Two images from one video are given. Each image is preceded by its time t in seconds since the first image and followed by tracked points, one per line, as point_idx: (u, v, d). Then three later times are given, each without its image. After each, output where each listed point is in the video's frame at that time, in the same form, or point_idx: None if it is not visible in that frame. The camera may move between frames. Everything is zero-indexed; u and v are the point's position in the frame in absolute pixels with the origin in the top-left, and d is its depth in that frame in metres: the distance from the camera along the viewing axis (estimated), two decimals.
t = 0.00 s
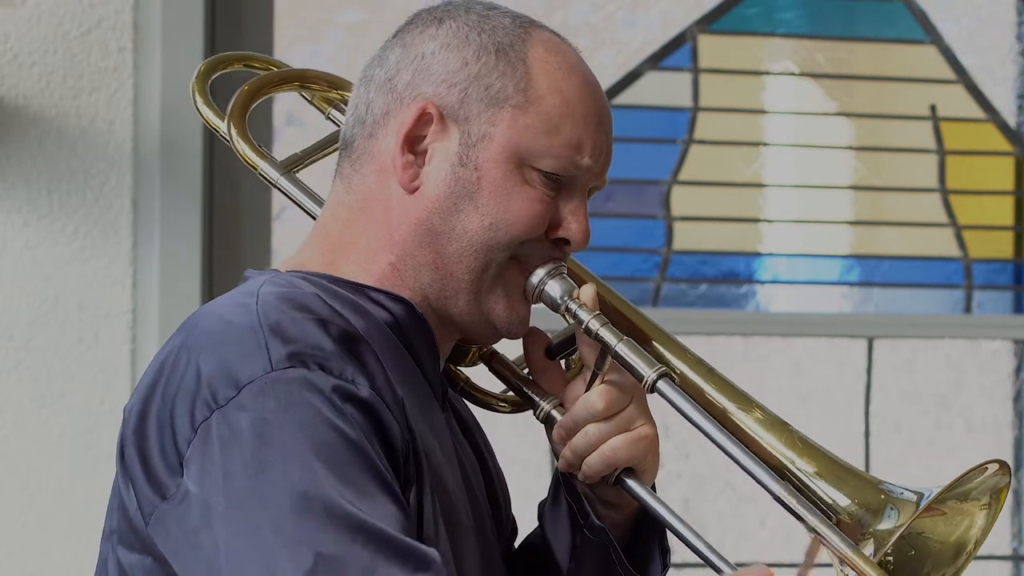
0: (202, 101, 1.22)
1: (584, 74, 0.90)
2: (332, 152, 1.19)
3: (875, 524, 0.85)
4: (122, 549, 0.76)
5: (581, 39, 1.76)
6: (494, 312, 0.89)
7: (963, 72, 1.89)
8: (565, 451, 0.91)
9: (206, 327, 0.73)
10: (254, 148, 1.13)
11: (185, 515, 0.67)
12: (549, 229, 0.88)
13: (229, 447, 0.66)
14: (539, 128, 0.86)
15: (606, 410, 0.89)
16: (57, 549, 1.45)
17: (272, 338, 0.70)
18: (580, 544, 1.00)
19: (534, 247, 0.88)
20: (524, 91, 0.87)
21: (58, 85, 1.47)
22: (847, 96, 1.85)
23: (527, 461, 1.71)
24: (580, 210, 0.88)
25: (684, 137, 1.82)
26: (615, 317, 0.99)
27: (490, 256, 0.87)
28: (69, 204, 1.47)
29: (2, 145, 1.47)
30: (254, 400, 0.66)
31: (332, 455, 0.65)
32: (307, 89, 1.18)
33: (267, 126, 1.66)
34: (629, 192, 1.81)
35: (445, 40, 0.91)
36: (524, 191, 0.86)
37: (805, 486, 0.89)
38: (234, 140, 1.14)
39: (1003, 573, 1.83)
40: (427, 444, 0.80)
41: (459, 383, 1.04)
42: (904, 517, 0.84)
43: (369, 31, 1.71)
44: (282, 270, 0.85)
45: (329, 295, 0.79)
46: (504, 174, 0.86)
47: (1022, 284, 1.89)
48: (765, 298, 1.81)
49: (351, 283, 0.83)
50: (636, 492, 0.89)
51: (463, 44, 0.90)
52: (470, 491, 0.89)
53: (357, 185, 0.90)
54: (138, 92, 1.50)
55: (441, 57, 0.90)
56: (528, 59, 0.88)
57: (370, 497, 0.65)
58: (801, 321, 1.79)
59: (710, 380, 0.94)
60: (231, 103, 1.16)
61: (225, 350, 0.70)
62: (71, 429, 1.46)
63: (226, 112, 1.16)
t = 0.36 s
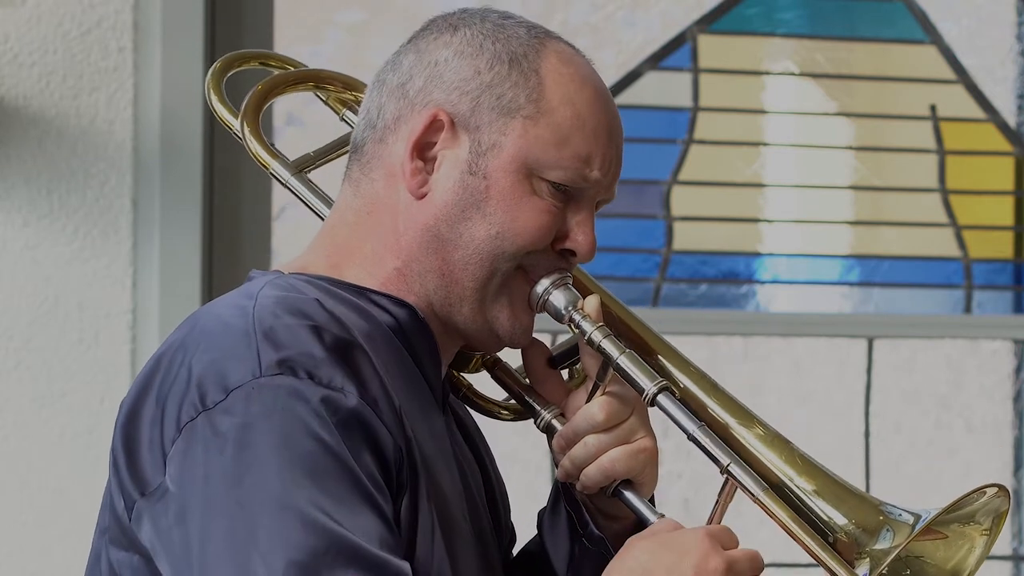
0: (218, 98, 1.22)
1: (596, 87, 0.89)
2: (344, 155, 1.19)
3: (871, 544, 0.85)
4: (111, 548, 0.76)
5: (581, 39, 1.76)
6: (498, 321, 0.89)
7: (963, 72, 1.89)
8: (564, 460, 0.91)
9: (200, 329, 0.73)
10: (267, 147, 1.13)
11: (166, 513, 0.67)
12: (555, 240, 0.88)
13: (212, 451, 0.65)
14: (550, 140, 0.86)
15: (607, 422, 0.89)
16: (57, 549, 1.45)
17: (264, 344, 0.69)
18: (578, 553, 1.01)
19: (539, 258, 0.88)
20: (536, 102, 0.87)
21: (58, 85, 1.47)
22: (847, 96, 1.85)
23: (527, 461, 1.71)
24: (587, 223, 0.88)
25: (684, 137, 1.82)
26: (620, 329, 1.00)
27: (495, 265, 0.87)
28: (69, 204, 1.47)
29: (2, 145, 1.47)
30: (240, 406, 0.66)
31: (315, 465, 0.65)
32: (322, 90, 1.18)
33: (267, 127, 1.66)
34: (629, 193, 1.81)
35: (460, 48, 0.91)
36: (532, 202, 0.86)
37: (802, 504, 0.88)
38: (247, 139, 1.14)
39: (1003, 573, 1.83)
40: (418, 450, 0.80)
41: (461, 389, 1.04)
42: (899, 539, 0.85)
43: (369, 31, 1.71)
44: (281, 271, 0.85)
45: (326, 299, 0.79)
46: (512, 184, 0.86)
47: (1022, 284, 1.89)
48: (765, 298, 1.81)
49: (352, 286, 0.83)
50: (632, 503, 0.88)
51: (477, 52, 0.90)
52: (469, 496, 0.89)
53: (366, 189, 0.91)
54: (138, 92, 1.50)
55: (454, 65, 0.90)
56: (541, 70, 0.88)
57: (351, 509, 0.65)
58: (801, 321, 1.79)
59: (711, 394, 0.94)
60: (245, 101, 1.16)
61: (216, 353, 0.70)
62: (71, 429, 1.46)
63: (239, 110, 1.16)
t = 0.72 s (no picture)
0: (210, 98, 1.22)
1: (592, 88, 0.89)
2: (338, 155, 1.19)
3: (865, 543, 0.86)
4: (110, 546, 0.76)
5: (581, 39, 1.76)
6: (493, 320, 0.89)
7: (963, 72, 1.89)
8: (557, 459, 0.90)
9: (198, 327, 0.73)
10: (261, 148, 1.13)
11: (168, 513, 0.67)
12: (550, 240, 0.88)
13: (213, 449, 0.65)
14: (545, 139, 0.86)
15: (600, 421, 0.89)
16: (57, 549, 1.45)
17: (263, 342, 0.69)
18: (571, 553, 0.99)
19: (534, 258, 0.88)
20: (532, 102, 0.87)
21: (58, 85, 1.47)
22: (847, 96, 1.85)
23: (527, 462, 1.71)
24: (582, 223, 0.88)
25: (684, 137, 1.82)
26: (615, 330, 1.00)
27: (490, 265, 0.87)
28: (69, 204, 1.47)
29: (1, 145, 1.47)
30: (240, 404, 0.66)
31: (317, 461, 0.65)
32: (315, 90, 1.18)
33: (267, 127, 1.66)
34: (629, 192, 1.81)
35: (456, 47, 0.91)
36: (528, 202, 0.86)
37: (796, 503, 0.90)
38: (240, 140, 1.13)
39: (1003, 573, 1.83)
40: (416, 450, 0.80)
41: (454, 389, 1.04)
42: (892, 539, 0.86)
43: (369, 31, 1.71)
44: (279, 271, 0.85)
45: (322, 298, 0.79)
46: (508, 184, 0.86)
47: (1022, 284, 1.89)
48: (765, 298, 1.81)
49: (348, 286, 0.83)
50: (626, 503, 0.88)
51: (473, 52, 0.90)
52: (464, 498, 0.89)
53: (361, 188, 0.91)
54: (138, 92, 1.50)
55: (450, 64, 0.90)
56: (537, 70, 0.88)
57: (353, 505, 0.65)
58: (802, 321, 1.79)
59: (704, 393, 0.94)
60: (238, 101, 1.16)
61: (215, 351, 0.70)
62: (71, 429, 1.46)
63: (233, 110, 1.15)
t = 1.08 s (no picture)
0: (194, 100, 1.22)
1: (574, 79, 0.89)
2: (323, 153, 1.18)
3: (859, 530, 0.87)
4: (117, 551, 0.76)
5: (581, 39, 1.76)
6: (483, 315, 0.89)
7: (963, 71, 1.88)
8: (551, 452, 0.90)
9: (196, 332, 0.73)
10: (244, 147, 1.13)
11: (188, 520, 0.67)
12: (537, 233, 0.88)
13: (232, 451, 0.65)
14: (529, 132, 0.86)
15: (592, 413, 0.89)
16: (57, 549, 1.45)
17: (268, 341, 0.70)
18: (566, 545, 1.00)
19: (523, 251, 0.88)
20: (515, 95, 0.87)
21: (58, 85, 1.47)
22: (848, 96, 1.85)
23: (526, 461, 1.71)
24: (569, 215, 0.88)
25: (684, 137, 1.82)
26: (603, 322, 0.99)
27: (479, 260, 0.87)
28: (69, 204, 1.47)
29: (2, 145, 1.47)
30: (253, 405, 0.66)
31: (338, 453, 0.65)
32: (299, 89, 1.18)
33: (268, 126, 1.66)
34: (629, 192, 1.81)
35: (437, 43, 0.91)
36: (514, 195, 0.86)
37: (790, 492, 0.90)
38: (224, 139, 1.14)
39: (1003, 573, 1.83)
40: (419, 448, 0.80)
41: (446, 385, 1.05)
42: (887, 523, 0.88)
43: (369, 31, 1.71)
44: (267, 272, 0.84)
45: (316, 298, 0.78)
46: (494, 178, 0.86)
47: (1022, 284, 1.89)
48: (765, 298, 1.81)
49: (339, 285, 0.81)
50: (619, 494, 0.88)
51: (455, 47, 0.90)
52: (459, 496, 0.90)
53: (347, 186, 0.91)
54: (138, 92, 1.50)
55: (432, 60, 0.90)
56: (519, 62, 0.88)
57: (377, 492, 0.66)
58: (802, 321, 1.79)
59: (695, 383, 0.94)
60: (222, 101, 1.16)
61: (219, 354, 0.70)
62: (71, 429, 1.46)
63: (217, 110, 1.16)
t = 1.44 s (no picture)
0: (190, 101, 1.22)
1: (574, 78, 0.89)
2: (321, 152, 1.18)
3: (861, 528, 0.88)
4: (117, 550, 0.76)
5: (580, 39, 1.76)
6: (483, 314, 0.89)
7: (963, 71, 1.88)
8: (552, 451, 0.90)
9: (195, 330, 0.72)
10: (241, 148, 1.13)
11: (187, 519, 0.66)
12: (538, 231, 0.88)
13: (231, 449, 0.65)
14: (529, 131, 0.86)
15: (594, 412, 0.89)
16: (57, 549, 1.45)
17: (268, 339, 0.70)
18: (567, 545, 1.00)
19: (523, 250, 0.88)
20: (515, 94, 0.87)
21: (58, 85, 1.47)
22: (847, 96, 1.85)
23: (526, 461, 1.71)
24: (569, 214, 0.88)
25: (684, 137, 1.82)
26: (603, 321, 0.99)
27: (479, 259, 0.87)
28: (69, 203, 1.47)
29: (2, 144, 1.47)
30: (253, 403, 0.66)
31: (339, 451, 0.65)
32: (294, 90, 1.18)
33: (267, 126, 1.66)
34: (629, 192, 1.81)
35: (437, 42, 0.91)
36: (515, 194, 0.86)
37: (792, 490, 0.90)
38: (221, 140, 1.14)
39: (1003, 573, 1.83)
40: (418, 447, 0.80)
41: (445, 384, 1.05)
42: (889, 521, 0.88)
43: (369, 31, 1.71)
44: (267, 272, 0.84)
45: (316, 296, 0.78)
46: (494, 177, 0.86)
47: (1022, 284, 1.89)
48: (765, 298, 1.81)
49: (337, 284, 0.81)
50: (620, 492, 0.88)
51: (454, 46, 0.90)
52: (458, 495, 0.90)
53: (347, 185, 0.91)
54: (138, 92, 1.50)
55: (432, 59, 0.90)
56: (519, 61, 0.88)
57: (377, 491, 0.66)
58: (802, 321, 1.79)
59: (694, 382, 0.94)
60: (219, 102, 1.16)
61: (218, 352, 0.70)
62: (71, 429, 1.46)
63: (213, 111, 1.16)
